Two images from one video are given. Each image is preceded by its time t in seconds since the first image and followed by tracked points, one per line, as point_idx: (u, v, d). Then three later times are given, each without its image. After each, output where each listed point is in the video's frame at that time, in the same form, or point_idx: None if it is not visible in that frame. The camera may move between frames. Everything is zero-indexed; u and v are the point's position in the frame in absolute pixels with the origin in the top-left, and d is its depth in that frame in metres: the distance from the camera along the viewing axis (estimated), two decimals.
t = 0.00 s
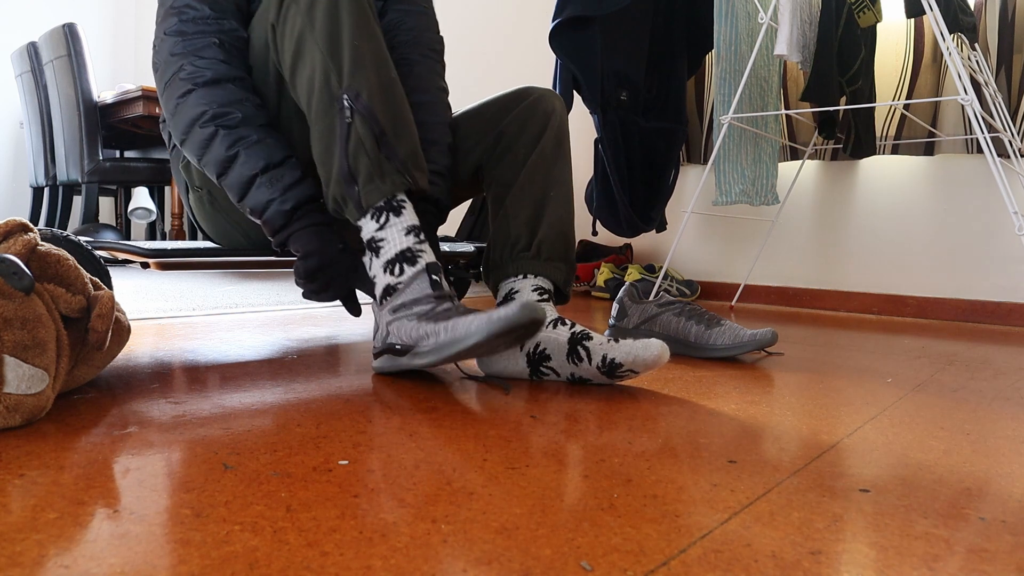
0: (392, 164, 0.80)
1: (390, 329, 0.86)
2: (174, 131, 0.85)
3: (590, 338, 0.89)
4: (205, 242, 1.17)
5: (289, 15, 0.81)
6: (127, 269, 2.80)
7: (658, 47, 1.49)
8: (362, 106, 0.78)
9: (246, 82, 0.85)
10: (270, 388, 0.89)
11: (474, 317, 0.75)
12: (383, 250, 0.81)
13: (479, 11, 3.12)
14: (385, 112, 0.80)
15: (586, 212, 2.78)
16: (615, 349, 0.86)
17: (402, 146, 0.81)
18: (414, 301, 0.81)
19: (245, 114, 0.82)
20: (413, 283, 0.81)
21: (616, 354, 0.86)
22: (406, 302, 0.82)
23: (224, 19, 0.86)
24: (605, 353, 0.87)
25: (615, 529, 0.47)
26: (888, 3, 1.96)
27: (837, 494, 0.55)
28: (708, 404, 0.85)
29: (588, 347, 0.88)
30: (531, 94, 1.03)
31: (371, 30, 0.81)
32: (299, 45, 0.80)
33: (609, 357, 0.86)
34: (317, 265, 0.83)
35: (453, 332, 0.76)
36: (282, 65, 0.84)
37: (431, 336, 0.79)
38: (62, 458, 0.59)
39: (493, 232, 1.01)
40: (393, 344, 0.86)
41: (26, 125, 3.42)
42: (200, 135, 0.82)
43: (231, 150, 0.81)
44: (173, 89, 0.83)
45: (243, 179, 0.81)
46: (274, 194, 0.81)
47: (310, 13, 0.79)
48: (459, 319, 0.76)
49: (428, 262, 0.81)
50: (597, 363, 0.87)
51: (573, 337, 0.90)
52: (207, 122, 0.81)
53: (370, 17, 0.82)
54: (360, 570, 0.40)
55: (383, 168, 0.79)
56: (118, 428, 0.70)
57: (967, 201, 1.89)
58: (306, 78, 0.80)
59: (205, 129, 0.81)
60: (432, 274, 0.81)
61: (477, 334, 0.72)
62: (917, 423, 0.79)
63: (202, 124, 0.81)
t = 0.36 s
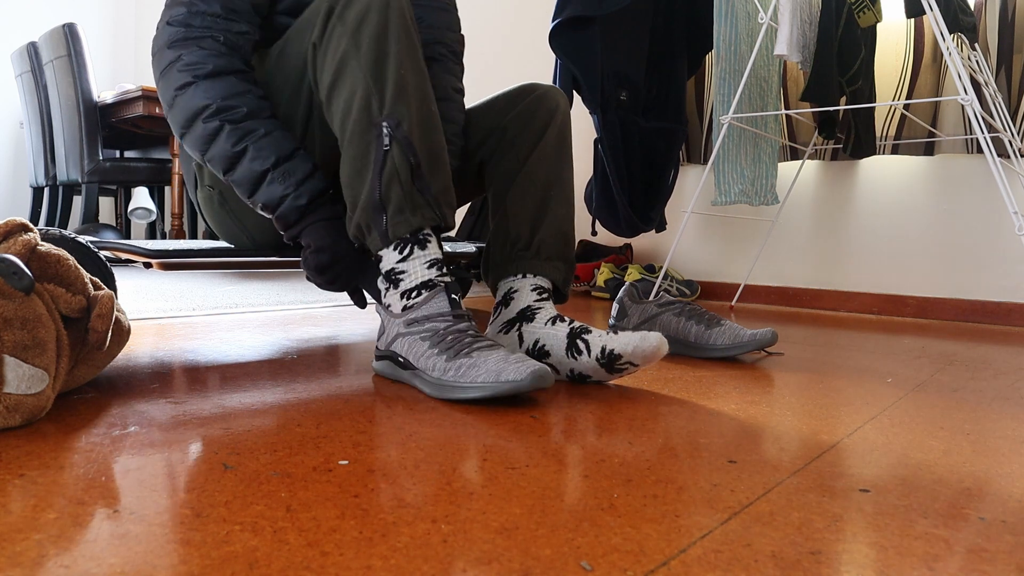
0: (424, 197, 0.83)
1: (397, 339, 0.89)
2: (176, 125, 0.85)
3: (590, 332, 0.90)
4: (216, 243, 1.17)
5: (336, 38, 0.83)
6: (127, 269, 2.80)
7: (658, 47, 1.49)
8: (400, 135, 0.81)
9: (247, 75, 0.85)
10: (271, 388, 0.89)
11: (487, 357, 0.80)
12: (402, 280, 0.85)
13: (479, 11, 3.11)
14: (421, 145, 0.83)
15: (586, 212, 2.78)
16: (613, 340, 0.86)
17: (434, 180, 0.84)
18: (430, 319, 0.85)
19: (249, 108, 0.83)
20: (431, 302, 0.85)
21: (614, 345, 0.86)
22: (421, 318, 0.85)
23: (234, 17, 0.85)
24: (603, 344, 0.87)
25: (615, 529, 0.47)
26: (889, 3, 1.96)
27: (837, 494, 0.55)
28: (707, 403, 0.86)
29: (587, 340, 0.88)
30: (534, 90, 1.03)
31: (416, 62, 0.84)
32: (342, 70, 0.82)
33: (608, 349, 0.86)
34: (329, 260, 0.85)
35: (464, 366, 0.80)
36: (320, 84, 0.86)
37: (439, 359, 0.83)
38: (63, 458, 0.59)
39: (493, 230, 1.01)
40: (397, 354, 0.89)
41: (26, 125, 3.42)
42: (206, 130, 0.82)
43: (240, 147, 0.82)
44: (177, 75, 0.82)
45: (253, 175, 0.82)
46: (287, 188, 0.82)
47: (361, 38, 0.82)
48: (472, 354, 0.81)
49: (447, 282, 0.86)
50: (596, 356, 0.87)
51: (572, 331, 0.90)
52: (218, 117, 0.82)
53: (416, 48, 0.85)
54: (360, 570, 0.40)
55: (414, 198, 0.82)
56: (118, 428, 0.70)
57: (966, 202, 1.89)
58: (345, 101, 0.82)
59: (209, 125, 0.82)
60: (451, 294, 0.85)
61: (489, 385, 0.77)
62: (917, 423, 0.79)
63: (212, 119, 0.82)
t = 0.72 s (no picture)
0: (428, 211, 0.84)
1: (397, 339, 0.88)
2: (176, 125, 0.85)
3: (590, 332, 0.90)
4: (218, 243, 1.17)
5: (346, 46, 0.83)
6: (126, 269, 2.80)
7: (658, 47, 1.49)
8: (406, 147, 0.81)
9: (243, 74, 0.85)
10: (271, 388, 0.89)
11: (487, 355, 0.79)
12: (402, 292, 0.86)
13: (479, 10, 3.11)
14: (427, 159, 0.83)
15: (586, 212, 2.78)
16: (612, 340, 0.86)
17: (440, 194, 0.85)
18: (430, 316, 0.85)
19: (245, 106, 0.82)
20: (428, 298, 0.85)
21: (613, 344, 0.86)
22: (421, 316, 0.85)
23: (236, 22, 0.86)
24: (602, 343, 0.87)
25: (615, 529, 0.47)
26: (889, 3, 1.96)
27: (837, 494, 0.55)
28: (707, 403, 0.86)
29: (587, 339, 0.88)
30: (550, 98, 1.02)
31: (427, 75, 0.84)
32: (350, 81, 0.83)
33: (607, 348, 0.86)
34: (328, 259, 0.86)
35: (464, 365, 0.80)
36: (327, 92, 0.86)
37: (439, 357, 0.82)
38: (63, 458, 0.59)
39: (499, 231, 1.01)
40: (398, 355, 0.89)
41: (26, 125, 3.42)
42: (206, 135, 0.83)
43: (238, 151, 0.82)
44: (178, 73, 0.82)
45: (250, 175, 0.82)
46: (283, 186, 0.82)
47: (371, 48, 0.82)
48: (472, 353, 0.80)
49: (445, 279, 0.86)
50: (595, 355, 0.87)
51: (572, 331, 0.90)
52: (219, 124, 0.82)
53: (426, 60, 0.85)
54: (361, 570, 0.40)
55: (418, 212, 0.83)
56: (119, 427, 0.70)
57: (966, 202, 1.89)
58: (352, 109, 0.82)
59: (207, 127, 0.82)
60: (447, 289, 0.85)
61: (490, 384, 0.77)
62: (917, 423, 0.79)
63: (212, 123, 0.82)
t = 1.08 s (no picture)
0: (439, 211, 0.83)
1: (409, 326, 0.86)
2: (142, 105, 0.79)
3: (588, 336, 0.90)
4: (216, 243, 1.17)
5: (346, 47, 0.83)
6: (127, 269, 2.80)
7: (659, 47, 1.49)
8: (416, 145, 0.80)
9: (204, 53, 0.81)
10: (271, 388, 0.89)
11: (509, 345, 0.80)
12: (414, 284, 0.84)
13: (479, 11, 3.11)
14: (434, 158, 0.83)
15: (586, 212, 2.78)
16: (611, 346, 0.86)
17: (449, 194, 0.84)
18: (442, 300, 0.82)
19: (197, 80, 0.77)
20: (438, 280, 0.82)
21: (612, 350, 0.85)
22: (434, 300, 0.83)
23: (202, 10, 0.84)
24: (601, 348, 0.87)
25: (615, 529, 0.47)
26: (888, 3, 1.96)
27: (837, 494, 0.55)
28: (707, 404, 0.86)
29: (585, 345, 0.87)
30: (548, 97, 1.02)
31: (427, 75, 0.85)
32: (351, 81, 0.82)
33: (606, 353, 0.86)
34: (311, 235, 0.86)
35: (485, 355, 0.80)
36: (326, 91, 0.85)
37: (459, 346, 0.82)
38: (63, 458, 0.59)
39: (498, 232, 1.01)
40: (408, 343, 0.86)
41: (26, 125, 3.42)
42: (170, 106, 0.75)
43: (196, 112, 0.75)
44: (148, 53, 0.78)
45: (204, 141, 0.74)
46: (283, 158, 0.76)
47: (371, 48, 0.82)
48: (494, 343, 0.80)
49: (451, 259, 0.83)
50: (594, 360, 0.87)
51: (571, 335, 0.90)
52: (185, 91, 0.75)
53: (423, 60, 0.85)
54: (361, 570, 0.40)
55: (430, 209, 0.82)
56: (119, 428, 0.70)
57: (966, 202, 1.89)
58: (355, 113, 0.82)
59: (184, 101, 0.75)
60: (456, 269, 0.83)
61: (517, 373, 0.78)
62: (917, 423, 0.79)
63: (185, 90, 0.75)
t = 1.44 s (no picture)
0: (432, 225, 0.85)
1: (408, 336, 0.88)
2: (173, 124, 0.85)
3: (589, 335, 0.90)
4: (215, 243, 1.17)
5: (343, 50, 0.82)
6: (127, 269, 2.80)
7: (658, 47, 1.49)
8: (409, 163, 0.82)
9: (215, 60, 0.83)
10: (271, 388, 0.89)
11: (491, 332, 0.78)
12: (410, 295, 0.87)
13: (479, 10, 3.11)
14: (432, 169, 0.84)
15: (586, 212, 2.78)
16: (611, 345, 0.86)
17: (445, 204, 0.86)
18: (432, 304, 0.84)
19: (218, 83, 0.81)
20: (430, 285, 0.85)
21: (613, 349, 0.86)
22: (424, 305, 0.85)
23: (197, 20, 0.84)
24: (602, 347, 0.87)
25: (615, 529, 0.47)
26: (889, 3, 1.96)
27: (837, 494, 0.55)
28: (707, 403, 0.86)
29: (585, 343, 0.88)
30: (548, 95, 1.02)
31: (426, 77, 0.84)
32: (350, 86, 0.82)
33: (606, 352, 0.87)
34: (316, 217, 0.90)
35: (470, 346, 0.79)
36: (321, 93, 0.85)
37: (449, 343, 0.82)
38: (64, 458, 0.59)
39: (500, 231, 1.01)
40: (408, 352, 0.88)
41: (26, 125, 3.42)
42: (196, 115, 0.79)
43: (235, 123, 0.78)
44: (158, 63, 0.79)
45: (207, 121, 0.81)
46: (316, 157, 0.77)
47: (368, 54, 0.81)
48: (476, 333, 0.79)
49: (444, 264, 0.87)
50: (594, 359, 0.88)
51: (571, 334, 0.90)
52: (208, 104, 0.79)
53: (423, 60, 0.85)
54: (361, 570, 0.40)
55: (421, 226, 0.84)
56: (119, 427, 0.70)
57: (966, 202, 1.89)
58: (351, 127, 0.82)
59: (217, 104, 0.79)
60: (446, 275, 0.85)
61: (495, 360, 0.75)
62: (917, 423, 0.79)
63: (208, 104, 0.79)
